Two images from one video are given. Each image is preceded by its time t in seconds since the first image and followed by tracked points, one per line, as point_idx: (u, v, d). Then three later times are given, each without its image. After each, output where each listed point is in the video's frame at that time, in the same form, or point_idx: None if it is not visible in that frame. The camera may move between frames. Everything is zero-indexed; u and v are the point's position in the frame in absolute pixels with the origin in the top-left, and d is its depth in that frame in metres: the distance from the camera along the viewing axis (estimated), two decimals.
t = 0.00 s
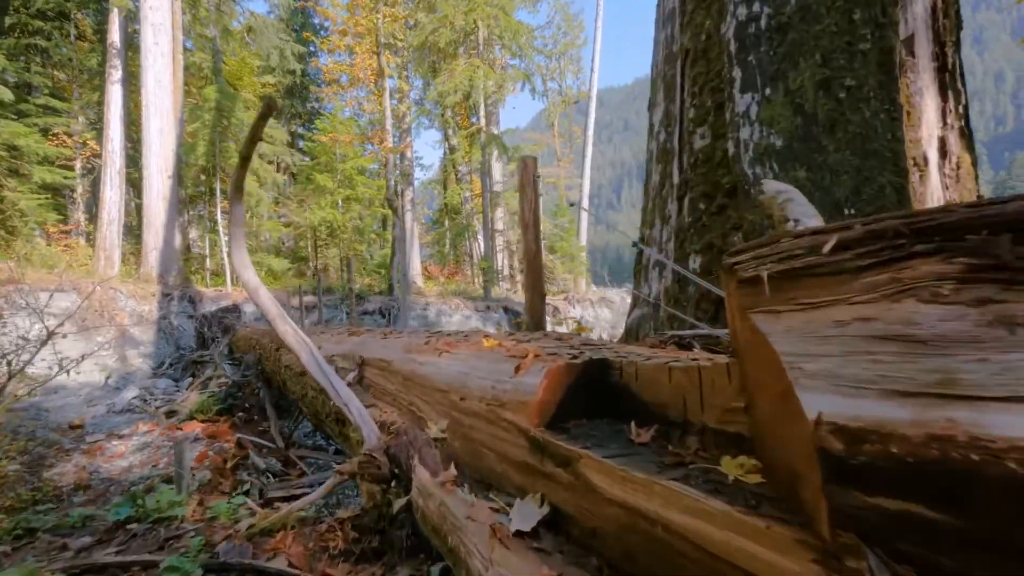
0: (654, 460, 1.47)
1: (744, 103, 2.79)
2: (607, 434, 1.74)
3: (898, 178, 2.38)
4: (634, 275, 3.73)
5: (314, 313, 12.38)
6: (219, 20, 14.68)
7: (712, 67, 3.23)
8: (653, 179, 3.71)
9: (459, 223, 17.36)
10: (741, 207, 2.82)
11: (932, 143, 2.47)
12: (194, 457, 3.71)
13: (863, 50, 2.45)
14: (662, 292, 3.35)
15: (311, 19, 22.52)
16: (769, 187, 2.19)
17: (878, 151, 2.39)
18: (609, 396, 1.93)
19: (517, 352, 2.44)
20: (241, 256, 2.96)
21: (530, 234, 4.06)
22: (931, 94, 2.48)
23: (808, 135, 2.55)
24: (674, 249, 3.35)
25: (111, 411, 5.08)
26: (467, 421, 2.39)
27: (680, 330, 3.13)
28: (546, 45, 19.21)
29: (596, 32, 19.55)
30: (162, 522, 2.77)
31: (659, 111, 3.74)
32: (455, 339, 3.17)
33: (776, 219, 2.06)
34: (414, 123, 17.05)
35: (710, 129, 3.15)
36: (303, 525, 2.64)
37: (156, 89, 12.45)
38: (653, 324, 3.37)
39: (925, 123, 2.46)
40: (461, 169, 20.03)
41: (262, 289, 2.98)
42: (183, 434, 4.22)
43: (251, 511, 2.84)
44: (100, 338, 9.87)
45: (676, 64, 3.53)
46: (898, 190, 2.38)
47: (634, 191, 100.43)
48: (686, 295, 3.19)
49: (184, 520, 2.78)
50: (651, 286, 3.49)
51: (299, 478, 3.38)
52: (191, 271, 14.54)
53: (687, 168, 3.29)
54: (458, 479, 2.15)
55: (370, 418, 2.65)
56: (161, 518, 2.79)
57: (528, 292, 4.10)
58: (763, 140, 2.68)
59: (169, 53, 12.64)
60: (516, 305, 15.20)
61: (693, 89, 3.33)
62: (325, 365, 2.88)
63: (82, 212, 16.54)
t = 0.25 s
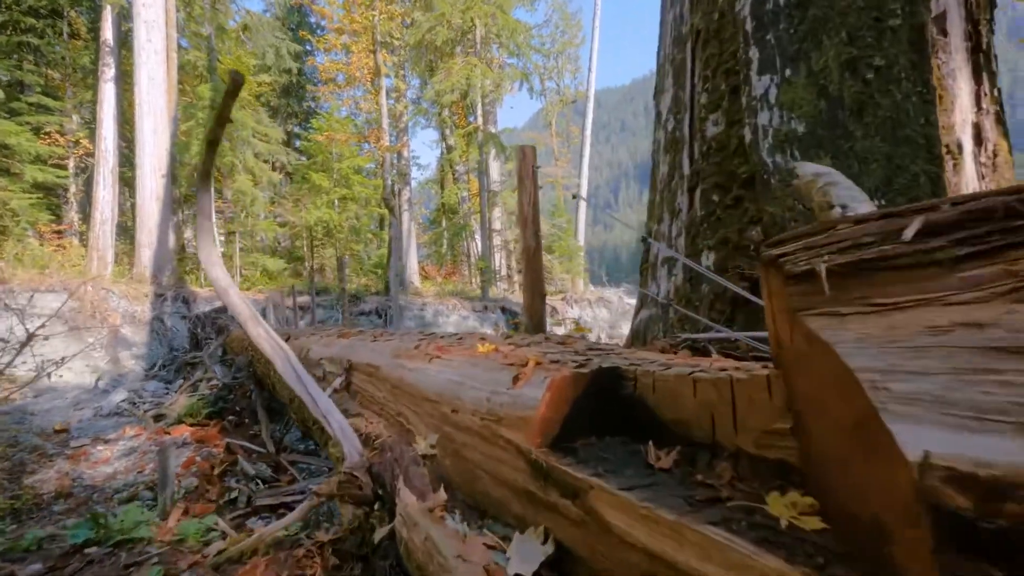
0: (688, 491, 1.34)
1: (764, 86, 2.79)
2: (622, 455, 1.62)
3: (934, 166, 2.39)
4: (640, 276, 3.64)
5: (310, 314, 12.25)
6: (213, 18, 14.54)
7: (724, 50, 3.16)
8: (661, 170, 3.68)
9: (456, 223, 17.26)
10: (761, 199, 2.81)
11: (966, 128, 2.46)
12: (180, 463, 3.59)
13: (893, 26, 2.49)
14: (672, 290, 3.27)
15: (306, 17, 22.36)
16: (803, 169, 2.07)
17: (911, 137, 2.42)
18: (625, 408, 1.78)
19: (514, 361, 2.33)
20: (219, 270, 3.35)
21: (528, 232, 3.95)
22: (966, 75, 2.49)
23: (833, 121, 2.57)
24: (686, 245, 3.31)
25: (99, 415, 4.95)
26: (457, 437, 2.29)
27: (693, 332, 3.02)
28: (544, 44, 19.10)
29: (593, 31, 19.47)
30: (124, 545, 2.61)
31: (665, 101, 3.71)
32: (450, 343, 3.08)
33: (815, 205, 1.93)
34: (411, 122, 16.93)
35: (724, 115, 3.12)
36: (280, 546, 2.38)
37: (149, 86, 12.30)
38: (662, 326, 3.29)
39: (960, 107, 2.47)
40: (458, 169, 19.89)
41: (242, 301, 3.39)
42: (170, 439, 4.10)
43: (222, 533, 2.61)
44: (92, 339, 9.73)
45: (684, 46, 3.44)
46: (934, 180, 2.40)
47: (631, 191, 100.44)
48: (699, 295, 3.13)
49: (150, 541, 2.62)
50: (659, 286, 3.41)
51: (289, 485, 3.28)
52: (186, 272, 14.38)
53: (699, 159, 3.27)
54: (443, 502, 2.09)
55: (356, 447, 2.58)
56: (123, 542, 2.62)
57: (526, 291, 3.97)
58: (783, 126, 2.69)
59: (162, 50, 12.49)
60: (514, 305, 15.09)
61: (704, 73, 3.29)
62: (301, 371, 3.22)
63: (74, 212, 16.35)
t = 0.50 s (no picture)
0: (726, 537, 1.19)
1: (783, 69, 2.65)
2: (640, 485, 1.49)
3: (969, 156, 2.11)
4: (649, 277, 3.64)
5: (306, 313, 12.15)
6: (208, 14, 14.40)
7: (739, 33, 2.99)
8: (674, 163, 3.53)
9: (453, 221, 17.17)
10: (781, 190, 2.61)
11: (1004, 114, 2.10)
12: (168, 468, 3.47)
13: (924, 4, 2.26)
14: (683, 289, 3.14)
15: (303, 14, 22.22)
16: (848, 152, 1.82)
17: (942, 124, 2.18)
18: (649, 431, 1.66)
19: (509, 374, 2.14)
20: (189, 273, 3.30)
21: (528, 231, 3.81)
22: (1001, 58, 2.11)
23: (860, 105, 2.38)
24: (699, 241, 3.13)
25: (87, 417, 4.83)
26: (449, 457, 2.19)
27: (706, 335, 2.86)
28: (542, 42, 18.99)
29: (592, 29, 19.34)
30: (87, 570, 2.38)
31: (677, 91, 3.58)
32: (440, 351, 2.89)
33: (864, 190, 1.69)
34: (408, 119, 16.81)
35: (737, 102, 2.94)
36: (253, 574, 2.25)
37: (143, 83, 12.16)
38: (671, 328, 3.17)
39: (995, 91, 2.11)
40: (455, 167, 19.81)
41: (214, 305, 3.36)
42: (160, 442, 3.98)
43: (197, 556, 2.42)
44: (85, 339, 9.64)
45: (697, 31, 3.33)
46: (970, 170, 2.12)
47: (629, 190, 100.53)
48: (712, 296, 2.93)
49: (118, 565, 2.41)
50: (668, 286, 3.33)
51: (282, 490, 3.17)
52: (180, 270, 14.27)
53: (712, 150, 3.08)
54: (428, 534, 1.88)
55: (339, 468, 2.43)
56: (87, 566, 2.39)
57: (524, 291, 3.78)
58: (805, 111, 2.53)
59: (156, 47, 12.34)
60: (511, 304, 15.03)
61: (716, 57, 3.12)
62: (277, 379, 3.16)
63: (68, 210, 16.22)
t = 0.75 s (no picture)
0: None
1: (810, 43, 2.55)
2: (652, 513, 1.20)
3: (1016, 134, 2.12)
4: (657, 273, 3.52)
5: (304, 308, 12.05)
6: (204, 6, 14.22)
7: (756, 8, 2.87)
8: (684, 148, 3.40)
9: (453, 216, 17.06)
10: (807, 174, 2.51)
11: None
12: (157, 468, 3.38)
13: None
14: (696, 286, 3.01)
15: (300, 7, 22.03)
16: (909, 120, 1.32)
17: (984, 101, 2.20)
18: (672, 454, 1.33)
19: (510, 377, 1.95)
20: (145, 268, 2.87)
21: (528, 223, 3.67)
22: None
23: (896, 80, 2.33)
24: (715, 230, 2.99)
25: (78, 415, 4.74)
26: (433, 478, 1.94)
27: (722, 336, 2.71)
28: (543, 34, 18.80)
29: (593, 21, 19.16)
30: None
31: (688, 72, 3.43)
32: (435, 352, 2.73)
33: (934, 166, 1.18)
34: (406, 113, 16.66)
35: (755, 81, 2.81)
36: None
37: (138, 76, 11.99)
38: (683, 327, 3.03)
39: None
40: (455, 161, 19.67)
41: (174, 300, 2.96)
42: (150, 441, 3.89)
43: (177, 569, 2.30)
44: (80, 335, 9.56)
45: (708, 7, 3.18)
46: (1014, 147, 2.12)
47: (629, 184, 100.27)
48: (728, 293, 2.81)
49: None
50: (678, 282, 3.20)
51: (274, 491, 3.08)
52: (177, 266, 14.18)
53: (728, 132, 2.95)
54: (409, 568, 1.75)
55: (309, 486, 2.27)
56: None
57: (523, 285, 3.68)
58: (833, 87, 2.45)
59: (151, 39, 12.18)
60: (511, 299, 14.92)
61: (732, 32, 2.96)
62: (243, 386, 2.83)
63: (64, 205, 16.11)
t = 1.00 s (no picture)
0: None
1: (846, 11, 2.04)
2: None
3: None
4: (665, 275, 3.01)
5: (301, 303, 11.94)
6: None
7: None
8: (695, 136, 2.80)
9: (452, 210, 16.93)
10: (836, 164, 2.02)
11: None
12: (145, 471, 3.29)
13: None
14: (709, 291, 2.54)
15: None
16: None
17: None
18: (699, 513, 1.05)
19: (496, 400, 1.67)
20: (79, 272, 2.03)
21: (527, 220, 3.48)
22: None
23: (940, 56, 1.84)
24: (728, 232, 2.46)
25: (67, 414, 4.64)
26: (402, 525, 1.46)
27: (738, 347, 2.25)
28: (543, 26, 18.59)
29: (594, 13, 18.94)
30: None
31: (701, 47, 2.81)
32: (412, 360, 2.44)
33: None
34: (405, 106, 16.50)
35: (778, 59, 2.28)
36: None
37: (132, 69, 11.81)
38: (694, 335, 2.57)
39: None
40: (455, 155, 19.51)
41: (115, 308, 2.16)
42: (139, 442, 3.80)
43: None
44: (75, 331, 9.47)
45: None
46: None
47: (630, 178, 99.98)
48: (746, 297, 2.35)
49: None
50: (689, 285, 2.74)
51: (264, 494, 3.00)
52: (175, 261, 14.08)
53: (744, 117, 2.40)
54: None
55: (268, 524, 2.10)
56: None
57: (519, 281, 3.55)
58: (867, 65, 1.97)
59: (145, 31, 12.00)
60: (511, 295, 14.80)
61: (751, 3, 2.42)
62: (195, 409, 2.30)
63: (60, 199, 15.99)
